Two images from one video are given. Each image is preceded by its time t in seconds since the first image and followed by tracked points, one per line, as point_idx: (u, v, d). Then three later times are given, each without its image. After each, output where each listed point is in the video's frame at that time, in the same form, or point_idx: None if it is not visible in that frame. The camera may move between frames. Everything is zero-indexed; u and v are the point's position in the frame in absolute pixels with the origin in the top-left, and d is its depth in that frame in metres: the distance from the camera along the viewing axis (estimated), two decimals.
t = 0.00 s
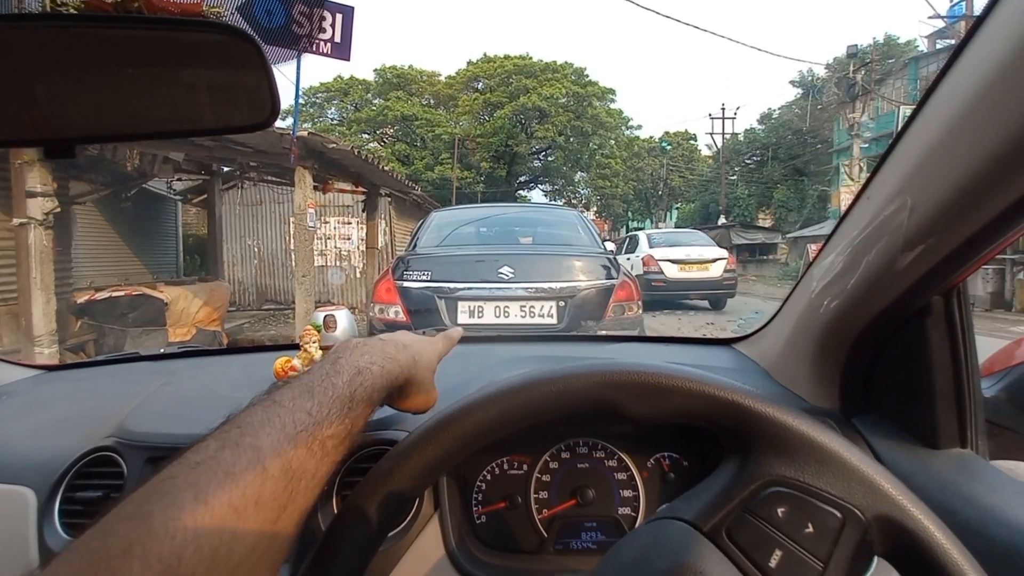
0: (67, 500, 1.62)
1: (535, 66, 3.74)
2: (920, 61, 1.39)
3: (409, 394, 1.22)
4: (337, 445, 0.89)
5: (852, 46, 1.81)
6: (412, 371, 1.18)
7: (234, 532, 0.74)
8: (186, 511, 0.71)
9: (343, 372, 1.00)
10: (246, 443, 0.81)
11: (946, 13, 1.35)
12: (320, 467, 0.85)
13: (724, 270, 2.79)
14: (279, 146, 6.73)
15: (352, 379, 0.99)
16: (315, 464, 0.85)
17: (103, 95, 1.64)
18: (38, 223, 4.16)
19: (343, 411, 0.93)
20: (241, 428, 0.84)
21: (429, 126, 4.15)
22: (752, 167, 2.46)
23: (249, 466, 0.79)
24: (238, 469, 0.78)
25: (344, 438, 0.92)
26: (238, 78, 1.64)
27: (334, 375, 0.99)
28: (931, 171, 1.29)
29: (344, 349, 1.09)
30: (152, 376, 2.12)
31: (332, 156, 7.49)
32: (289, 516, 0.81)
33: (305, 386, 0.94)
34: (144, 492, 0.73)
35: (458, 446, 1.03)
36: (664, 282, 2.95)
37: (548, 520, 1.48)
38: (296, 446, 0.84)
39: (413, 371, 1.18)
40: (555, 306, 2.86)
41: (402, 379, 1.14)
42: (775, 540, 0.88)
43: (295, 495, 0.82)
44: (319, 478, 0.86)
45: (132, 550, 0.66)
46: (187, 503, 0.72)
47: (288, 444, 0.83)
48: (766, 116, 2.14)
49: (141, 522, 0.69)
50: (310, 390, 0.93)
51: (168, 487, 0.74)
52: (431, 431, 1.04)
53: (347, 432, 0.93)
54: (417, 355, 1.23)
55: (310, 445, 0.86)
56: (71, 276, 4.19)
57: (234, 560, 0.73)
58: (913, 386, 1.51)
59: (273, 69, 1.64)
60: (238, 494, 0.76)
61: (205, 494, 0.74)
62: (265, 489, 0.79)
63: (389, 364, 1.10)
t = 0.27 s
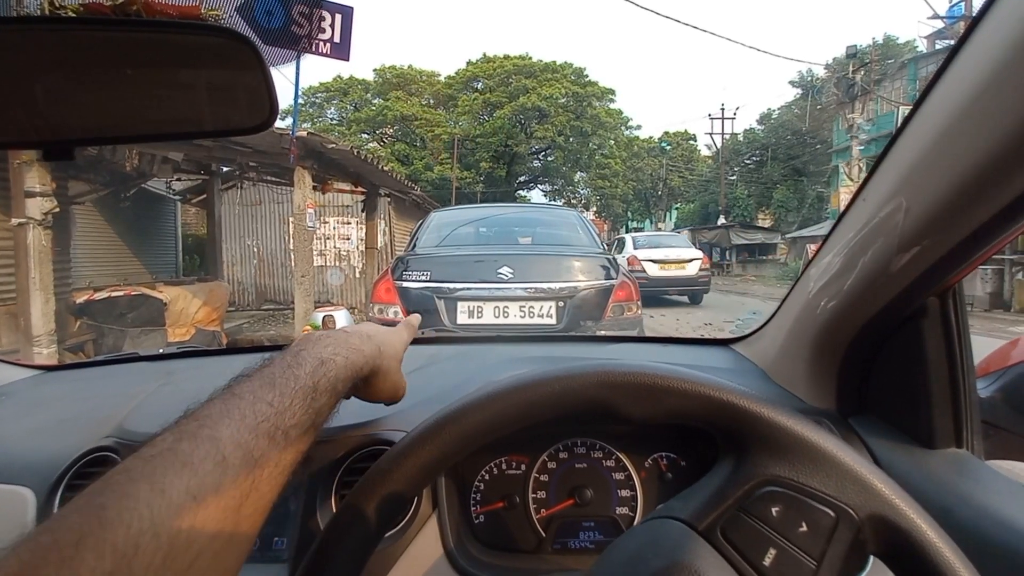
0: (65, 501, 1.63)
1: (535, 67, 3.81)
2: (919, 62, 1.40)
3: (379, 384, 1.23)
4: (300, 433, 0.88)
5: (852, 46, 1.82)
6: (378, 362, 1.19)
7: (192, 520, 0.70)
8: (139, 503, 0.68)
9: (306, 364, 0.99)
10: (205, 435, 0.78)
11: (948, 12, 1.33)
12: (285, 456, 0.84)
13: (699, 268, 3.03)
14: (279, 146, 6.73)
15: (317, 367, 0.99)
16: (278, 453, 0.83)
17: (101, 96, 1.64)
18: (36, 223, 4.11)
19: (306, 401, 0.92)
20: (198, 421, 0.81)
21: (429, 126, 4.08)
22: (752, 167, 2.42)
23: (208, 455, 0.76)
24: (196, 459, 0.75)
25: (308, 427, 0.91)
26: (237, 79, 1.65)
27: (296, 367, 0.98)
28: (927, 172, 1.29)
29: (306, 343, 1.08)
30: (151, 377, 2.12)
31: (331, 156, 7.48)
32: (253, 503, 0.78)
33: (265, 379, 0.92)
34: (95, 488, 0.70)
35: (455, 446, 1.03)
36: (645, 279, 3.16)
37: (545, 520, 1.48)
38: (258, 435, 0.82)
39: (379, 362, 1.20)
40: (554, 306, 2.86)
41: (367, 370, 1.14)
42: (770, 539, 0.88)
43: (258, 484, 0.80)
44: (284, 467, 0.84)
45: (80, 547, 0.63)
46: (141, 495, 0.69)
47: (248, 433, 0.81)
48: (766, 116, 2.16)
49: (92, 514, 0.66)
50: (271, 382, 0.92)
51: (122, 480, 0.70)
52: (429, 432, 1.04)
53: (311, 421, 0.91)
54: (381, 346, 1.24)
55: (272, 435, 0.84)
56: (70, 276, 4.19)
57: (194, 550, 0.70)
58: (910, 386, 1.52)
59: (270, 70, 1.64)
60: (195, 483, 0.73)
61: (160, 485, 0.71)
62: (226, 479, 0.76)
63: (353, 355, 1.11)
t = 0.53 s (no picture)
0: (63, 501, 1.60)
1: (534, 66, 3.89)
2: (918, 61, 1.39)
3: (345, 387, 1.25)
4: (264, 439, 0.89)
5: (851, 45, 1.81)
6: (340, 367, 1.22)
7: (154, 529, 0.71)
8: (99, 511, 0.69)
9: (267, 369, 1.00)
10: (164, 443, 0.79)
11: (944, 14, 1.35)
12: (249, 461, 0.84)
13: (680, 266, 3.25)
14: (277, 146, 6.72)
15: (278, 375, 0.99)
16: (242, 459, 0.84)
17: (98, 95, 1.63)
18: (35, 222, 4.19)
19: (269, 406, 0.93)
20: (157, 430, 0.81)
21: (428, 125, 4.06)
22: (751, 167, 2.39)
23: (169, 463, 0.77)
24: (156, 467, 0.75)
25: (273, 432, 0.92)
26: (235, 76, 1.64)
27: (256, 373, 0.98)
28: (931, 170, 1.28)
29: (265, 349, 1.09)
30: (147, 376, 2.11)
31: (329, 156, 7.45)
32: (219, 508, 0.79)
33: (225, 386, 0.93)
34: (52, 499, 0.70)
35: (454, 447, 1.02)
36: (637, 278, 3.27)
37: (545, 522, 1.47)
38: (221, 440, 0.83)
39: (342, 367, 1.22)
40: (553, 306, 2.85)
41: (329, 375, 1.16)
42: (775, 543, 0.87)
43: (222, 490, 0.80)
44: (249, 472, 0.85)
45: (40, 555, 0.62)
46: (100, 503, 0.69)
47: (209, 440, 0.82)
48: (765, 116, 2.15)
49: (49, 523, 0.66)
50: (231, 389, 0.92)
51: (87, 490, 0.70)
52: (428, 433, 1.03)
53: (274, 426, 0.92)
54: (343, 352, 1.26)
55: (234, 440, 0.84)
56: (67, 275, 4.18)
57: (156, 558, 0.71)
58: (913, 386, 1.51)
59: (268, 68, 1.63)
60: (156, 491, 0.73)
61: (119, 493, 0.71)
62: (188, 486, 0.76)
63: (316, 360, 1.12)
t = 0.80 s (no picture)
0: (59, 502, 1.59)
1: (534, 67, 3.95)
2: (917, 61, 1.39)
3: (336, 395, 1.25)
4: (256, 446, 0.88)
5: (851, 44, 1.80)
6: (331, 373, 1.21)
7: (145, 538, 0.70)
8: (89, 520, 0.68)
9: (258, 376, 0.99)
10: (155, 451, 0.78)
11: (944, 14, 1.35)
12: (239, 469, 0.83)
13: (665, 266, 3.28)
14: (276, 145, 6.71)
15: (270, 381, 0.98)
16: (233, 466, 0.83)
17: (96, 89, 1.62)
18: (34, 222, 4.19)
19: (260, 413, 0.92)
20: (147, 438, 0.80)
21: (428, 125, 4.00)
22: (750, 166, 2.40)
23: (160, 472, 0.76)
24: (147, 475, 0.74)
25: (264, 439, 0.91)
26: (233, 71, 1.63)
27: (249, 379, 0.97)
28: (934, 167, 1.27)
29: (256, 354, 1.08)
30: (146, 376, 2.10)
31: (328, 156, 7.43)
32: (211, 515, 0.78)
33: (217, 392, 0.92)
34: (41, 509, 0.69)
35: (455, 447, 1.01)
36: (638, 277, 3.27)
37: (546, 521, 1.46)
38: (212, 448, 0.82)
39: (334, 373, 1.22)
40: (553, 305, 2.84)
41: (321, 381, 1.15)
42: (780, 542, 0.86)
43: (214, 498, 0.79)
44: (240, 480, 0.84)
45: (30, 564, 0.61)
46: (91, 512, 0.68)
47: (201, 447, 0.81)
48: (764, 115, 2.15)
49: (36, 533, 0.65)
50: (223, 395, 0.91)
51: (76, 499, 0.69)
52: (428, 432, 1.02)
53: (266, 433, 0.91)
54: (336, 358, 1.26)
55: (226, 448, 0.84)
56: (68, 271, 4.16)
57: (147, 568, 0.70)
58: (916, 385, 1.50)
59: (266, 64, 1.63)
60: (147, 499, 0.72)
61: (109, 502, 0.70)
62: (180, 494, 0.75)
63: (307, 366, 1.12)
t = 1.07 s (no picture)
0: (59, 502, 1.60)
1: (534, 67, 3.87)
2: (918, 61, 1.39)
3: (334, 399, 1.26)
4: (253, 452, 0.89)
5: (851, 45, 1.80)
6: (330, 377, 1.22)
7: (141, 544, 0.72)
8: (86, 525, 0.69)
9: (256, 381, 1.00)
10: (152, 457, 0.79)
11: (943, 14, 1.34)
12: (236, 474, 0.85)
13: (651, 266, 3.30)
14: (276, 146, 6.70)
15: (267, 386, 0.99)
16: (230, 472, 0.84)
17: (97, 93, 1.63)
18: (34, 223, 4.21)
19: (257, 418, 0.93)
20: (144, 444, 0.81)
21: (428, 125, 4.08)
22: (750, 167, 2.39)
23: (156, 478, 0.77)
24: (143, 481, 0.76)
25: (261, 445, 0.92)
26: (233, 76, 1.64)
27: (245, 385, 0.98)
28: (929, 170, 1.28)
29: (254, 359, 1.09)
30: (146, 377, 2.11)
31: (328, 156, 7.42)
32: (207, 521, 0.79)
33: (215, 397, 0.93)
34: (39, 513, 0.70)
35: (452, 448, 1.02)
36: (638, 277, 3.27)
37: (544, 522, 1.47)
38: (209, 453, 0.83)
39: (332, 377, 1.23)
40: (553, 306, 2.85)
41: (319, 385, 1.16)
42: (772, 542, 0.87)
43: (210, 503, 0.80)
44: (236, 485, 0.85)
45: (27, 569, 0.62)
46: (87, 518, 0.69)
47: (197, 453, 0.82)
48: (765, 115, 2.15)
49: (35, 539, 0.66)
50: (220, 401, 0.92)
51: (74, 506, 0.70)
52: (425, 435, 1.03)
53: (263, 439, 0.92)
54: (334, 361, 1.27)
55: (223, 454, 0.85)
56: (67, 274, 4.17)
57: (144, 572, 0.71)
58: (911, 386, 1.51)
59: (265, 68, 1.64)
60: (144, 505, 0.73)
61: (106, 508, 0.71)
62: (176, 500, 0.76)
63: (304, 371, 1.13)
